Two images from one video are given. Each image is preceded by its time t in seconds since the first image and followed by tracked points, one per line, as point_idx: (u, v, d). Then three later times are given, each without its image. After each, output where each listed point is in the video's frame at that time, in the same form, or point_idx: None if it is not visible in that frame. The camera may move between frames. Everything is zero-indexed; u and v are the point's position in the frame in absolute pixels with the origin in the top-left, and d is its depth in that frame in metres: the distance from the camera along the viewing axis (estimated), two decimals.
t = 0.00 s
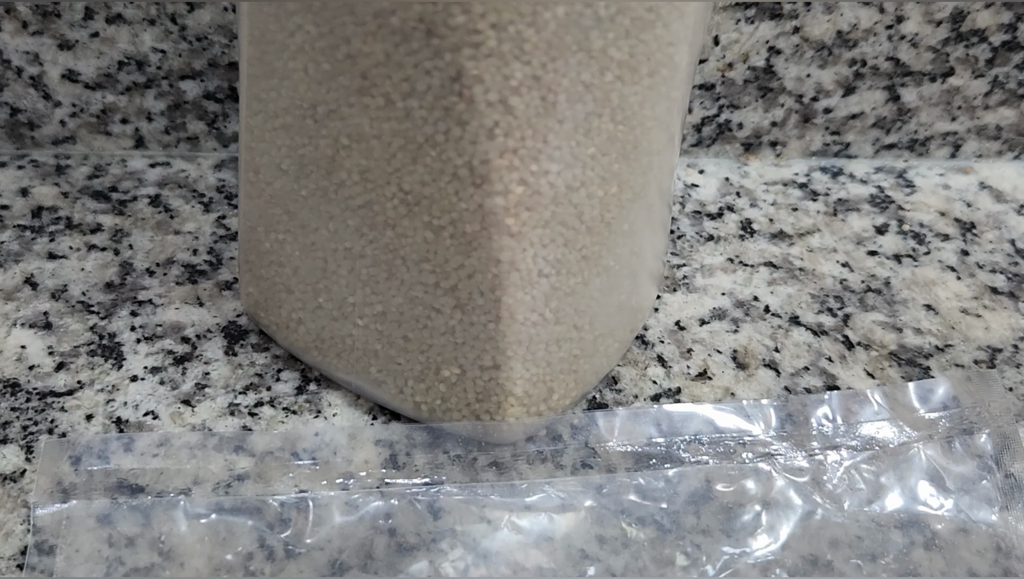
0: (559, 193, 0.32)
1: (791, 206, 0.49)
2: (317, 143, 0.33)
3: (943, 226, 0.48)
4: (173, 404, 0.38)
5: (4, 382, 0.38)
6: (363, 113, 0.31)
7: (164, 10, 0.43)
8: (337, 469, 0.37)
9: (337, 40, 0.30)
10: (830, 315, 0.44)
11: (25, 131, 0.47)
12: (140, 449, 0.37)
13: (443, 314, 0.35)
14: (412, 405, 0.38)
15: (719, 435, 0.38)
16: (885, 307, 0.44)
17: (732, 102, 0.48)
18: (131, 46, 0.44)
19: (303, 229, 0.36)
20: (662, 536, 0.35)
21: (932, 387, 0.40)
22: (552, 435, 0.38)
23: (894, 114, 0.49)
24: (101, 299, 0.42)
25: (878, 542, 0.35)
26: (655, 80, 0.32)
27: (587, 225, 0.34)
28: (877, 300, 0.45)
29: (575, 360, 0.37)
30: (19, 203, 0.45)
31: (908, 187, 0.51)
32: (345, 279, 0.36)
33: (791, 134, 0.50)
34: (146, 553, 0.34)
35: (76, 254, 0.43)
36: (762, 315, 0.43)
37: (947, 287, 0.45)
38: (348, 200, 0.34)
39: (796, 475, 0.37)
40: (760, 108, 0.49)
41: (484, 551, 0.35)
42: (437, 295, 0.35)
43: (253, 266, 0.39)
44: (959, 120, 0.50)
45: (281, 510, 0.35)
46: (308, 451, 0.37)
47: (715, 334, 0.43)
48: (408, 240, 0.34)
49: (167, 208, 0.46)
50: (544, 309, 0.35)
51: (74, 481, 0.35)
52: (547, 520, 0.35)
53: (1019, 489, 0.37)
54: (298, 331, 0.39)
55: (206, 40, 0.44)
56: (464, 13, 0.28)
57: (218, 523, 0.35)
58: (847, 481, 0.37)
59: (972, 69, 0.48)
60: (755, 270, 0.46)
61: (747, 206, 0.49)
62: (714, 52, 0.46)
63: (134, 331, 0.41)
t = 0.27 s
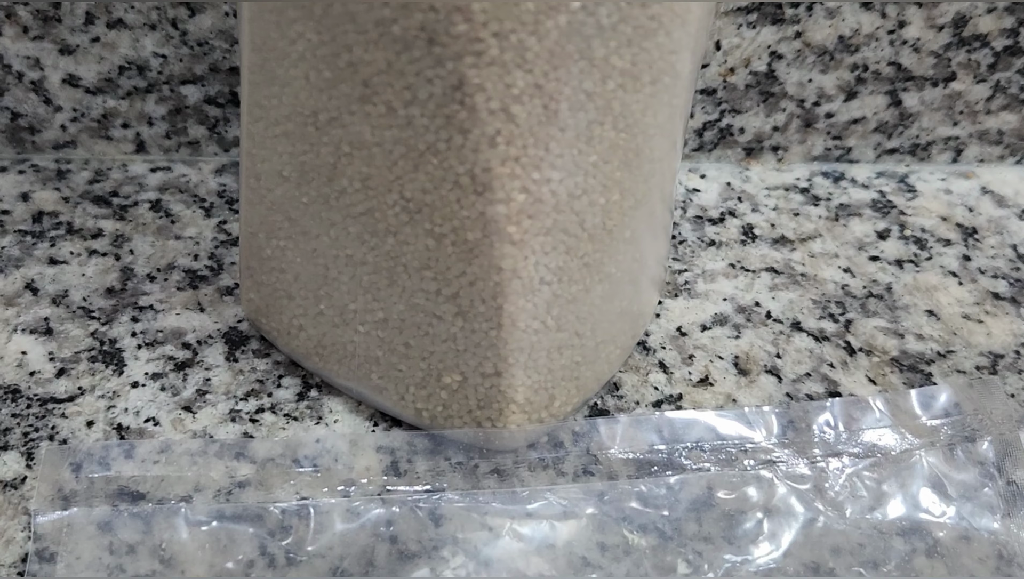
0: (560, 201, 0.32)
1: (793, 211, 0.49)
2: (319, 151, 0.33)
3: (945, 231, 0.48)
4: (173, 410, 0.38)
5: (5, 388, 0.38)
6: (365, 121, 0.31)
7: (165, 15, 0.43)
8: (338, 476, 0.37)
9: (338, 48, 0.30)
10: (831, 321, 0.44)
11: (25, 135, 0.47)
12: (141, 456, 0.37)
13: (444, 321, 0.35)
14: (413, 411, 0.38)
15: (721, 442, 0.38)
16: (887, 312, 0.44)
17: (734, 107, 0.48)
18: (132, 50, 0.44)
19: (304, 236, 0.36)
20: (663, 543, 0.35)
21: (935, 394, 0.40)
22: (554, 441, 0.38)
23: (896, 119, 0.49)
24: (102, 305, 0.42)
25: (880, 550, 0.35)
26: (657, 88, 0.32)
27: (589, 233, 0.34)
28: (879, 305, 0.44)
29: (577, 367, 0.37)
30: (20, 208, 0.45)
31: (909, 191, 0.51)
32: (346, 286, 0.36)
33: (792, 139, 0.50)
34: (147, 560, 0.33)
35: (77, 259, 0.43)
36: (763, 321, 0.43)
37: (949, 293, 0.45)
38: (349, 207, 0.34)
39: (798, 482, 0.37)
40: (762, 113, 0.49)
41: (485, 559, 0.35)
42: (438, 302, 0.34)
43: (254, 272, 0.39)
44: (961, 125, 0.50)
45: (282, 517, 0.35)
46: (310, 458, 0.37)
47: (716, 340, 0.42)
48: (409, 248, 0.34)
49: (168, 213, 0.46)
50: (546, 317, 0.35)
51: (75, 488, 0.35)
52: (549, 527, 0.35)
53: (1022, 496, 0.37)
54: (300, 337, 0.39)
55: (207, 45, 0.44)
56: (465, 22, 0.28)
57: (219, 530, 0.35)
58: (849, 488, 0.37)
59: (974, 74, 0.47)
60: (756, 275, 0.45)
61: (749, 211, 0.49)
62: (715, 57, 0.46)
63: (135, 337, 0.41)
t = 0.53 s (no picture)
0: (565, 214, 0.32)
1: (796, 219, 0.49)
2: (323, 163, 0.33)
3: (948, 239, 0.48)
4: (177, 420, 0.38)
5: (8, 398, 0.38)
6: (369, 134, 0.31)
7: (168, 24, 0.43)
8: (342, 487, 0.37)
9: (342, 61, 0.30)
10: (834, 330, 0.44)
11: (28, 143, 0.47)
12: (145, 467, 0.37)
13: (448, 332, 0.35)
14: (417, 422, 0.38)
15: (725, 453, 0.38)
16: (890, 321, 0.44)
17: (737, 115, 0.48)
18: (135, 58, 0.44)
19: (308, 247, 0.36)
20: (667, 555, 0.35)
21: (941, 406, 0.40)
22: (557, 452, 0.38)
23: (899, 127, 0.49)
24: (105, 314, 0.42)
25: (884, 562, 0.35)
26: (662, 100, 0.32)
27: (593, 245, 0.34)
28: (882, 314, 0.44)
29: (581, 377, 0.37)
30: (22, 216, 0.45)
31: (912, 200, 0.51)
32: (350, 297, 0.36)
33: (796, 147, 0.50)
34: (150, 572, 0.33)
35: (80, 268, 0.43)
36: (767, 330, 0.43)
37: (952, 302, 0.45)
38: (353, 219, 0.34)
39: (801, 494, 0.37)
40: (765, 121, 0.49)
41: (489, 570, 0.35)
42: (442, 314, 0.34)
43: (257, 282, 0.39)
44: (964, 133, 0.50)
45: (286, 529, 0.35)
46: (313, 469, 0.37)
47: (720, 350, 0.42)
48: (413, 260, 0.34)
49: (171, 222, 0.46)
50: (550, 328, 0.35)
51: (78, 499, 0.35)
52: (552, 539, 0.36)
53: None
54: (303, 347, 0.39)
55: (210, 53, 0.44)
56: (470, 37, 0.28)
57: (223, 542, 0.35)
58: (853, 500, 0.37)
59: (977, 82, 0.47)
60: (760, 284, 0.45)
61: (752, 219, 0.49)
62: (719, 65, 0.46)
63: (138, 346, 0.41)
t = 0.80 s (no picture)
0: (569, 234, 0.32)
1: (799, 232, 0.49)
2: (328, 182, 0.33)
3: (951, 253, 0.48)
4: (181, 437, 0.38)
5: (13, 414, 0.38)
6: (374, 154, 0.31)
7: (172, 38, 0.43)
8: (346, 505, 0.37)
9: (348, 82, 0.30)
10: (837, 345, 0.44)
11: (32, 157, 0.47)
12: (150, 483, 0.37)
13: (453, 350, 0.35)
14: (421, 439, 0.38)
15: (729, 470, 0.38)
16: (893, 336, 0.44)
17: (740, 128, 0.48)
18: (139, 73, 0.44)
19: (312, 264, 0.36)
20: (671, 572, 0.35)
21: (943, 423, 0.40)
22: (561, 469, 0.38)
23: (902, 140, 0.49)
24: (110, 329, 0.42)
25: None
26: (667, 120, 0.32)
27: (598, 264, 0.34)
28: (885, 328, 0.45)
29: (585, 394, 0.37)
30: (27, 230, 0.45)
31: (915, 213, 0.51)
32: (355, 314, 0.36)
33: (799, 160, 0.50)
34: None
35: (84, 283, 0.43)
36: (770, 345, 0.43)
37: (955, 316, 0.45)
38: (357, 238, 0.34)
39: (805, 511, 0.37)
40: (768, 134, 0.49)
41: None
42: (447, 332, 0.34)
43: (262, 298, 0.39)
44: (967, 146, 0.50)
45: (291, 547, 0.36)
46: (318, 486, 0.37)
47: (723, 365, 0.43)
48: (418, 278, 0.34)
49: (175, 235, 0.46)
50: (554, 346, 0.35)
51: (84, 517, 0.35)
52: (556, 556, 0.36)
53: None
54: (307, 363, 0.39)
55: (214, 67, 0.44)
56: (476, 60, 0.28)
57: (228, 560, 0.35)
58: (857, 517, 0.37)
59: (980, 96, 0.47)
60: (763, 298, 0.46)
61: (755, 232, 0.49)
62: (722, 79, 0.46)
63: (143, 362, 0.41)
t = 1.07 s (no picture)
0: (574, 262, 0.32)
1: (801, 251, 0.49)
2: (334, 210, 0.33)
3: (952, 271, 0.49)
4: (187, 459, 0.39)
5: (20, 437, 0.38)
6: (380, 184, 0.31)
7: (177, 59, 0.43)
8: (352, 528, 0.37)
9: (354, 114, 0.30)
10: (840, 365, 0.44)
11: (37, 176, 0.47)
12: (156, 507, 0.37)
13: (458, 376, 0.35)
14: (426, 462, 0.38)
15: (733, 493, 0.38)
16: (895, 356, 0.44)
17: (743, 147, 0.48)
18: (144, 94, 0.44)
19: (318, 289, 0.36)
20: None
21: (945, 445, 0.40)
22: (566, 489, 0.38)
23: (904, 158, 0.49)
24: (115, 350, 0.42)
25: None
26: (671, 149, 0.32)
27: (602, 290, 0.34)
28: (887, 348, 0.45)
29: (589, 418, 0.37)
30: (33, 250, 0.46)
31: (917, 231, 0.51)
32: (360, 338, 0.36)
33: (801, 178, 0.50)
34: None
35: (90, 303, 0.44)
36: (772, 365, 0.44)
37: (956, 336, 0.46)
38: (363, 265, 0.34)
39: (807, 535, 0.37)
40: (771, 153, 0.49)
41: None
42: (452, 357, 0.35)
43: (267, 321, 0.39)
44: (968, 164, 0.50)
45: (297, 570, 0.36)
46: (323, 509, 0.38)
47: (726, 386, 0.43)
48: (423, 305, 0.34)
49: (180, 255, 0.46)
50: (559, 372, 0.35)
51: (91, 541, 0.35)
52: None
53: None
54: (313, 386, 0.39)
55: (219, 88, 0.44)
56: (482, 93, 0.28)
57: None
58: (859, 540, 0.37)
59: (982, 115, 0.48)
60: (765, 318, 0.46)
61: (757, 251, 0.49)
62: (725, 99, 0.46)
63: (148, 384, 0.41)
